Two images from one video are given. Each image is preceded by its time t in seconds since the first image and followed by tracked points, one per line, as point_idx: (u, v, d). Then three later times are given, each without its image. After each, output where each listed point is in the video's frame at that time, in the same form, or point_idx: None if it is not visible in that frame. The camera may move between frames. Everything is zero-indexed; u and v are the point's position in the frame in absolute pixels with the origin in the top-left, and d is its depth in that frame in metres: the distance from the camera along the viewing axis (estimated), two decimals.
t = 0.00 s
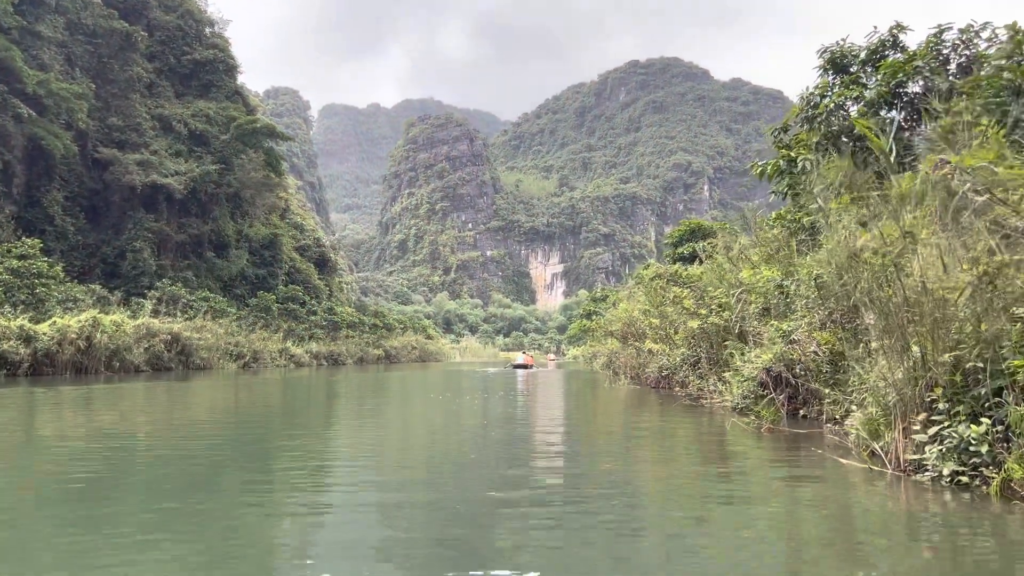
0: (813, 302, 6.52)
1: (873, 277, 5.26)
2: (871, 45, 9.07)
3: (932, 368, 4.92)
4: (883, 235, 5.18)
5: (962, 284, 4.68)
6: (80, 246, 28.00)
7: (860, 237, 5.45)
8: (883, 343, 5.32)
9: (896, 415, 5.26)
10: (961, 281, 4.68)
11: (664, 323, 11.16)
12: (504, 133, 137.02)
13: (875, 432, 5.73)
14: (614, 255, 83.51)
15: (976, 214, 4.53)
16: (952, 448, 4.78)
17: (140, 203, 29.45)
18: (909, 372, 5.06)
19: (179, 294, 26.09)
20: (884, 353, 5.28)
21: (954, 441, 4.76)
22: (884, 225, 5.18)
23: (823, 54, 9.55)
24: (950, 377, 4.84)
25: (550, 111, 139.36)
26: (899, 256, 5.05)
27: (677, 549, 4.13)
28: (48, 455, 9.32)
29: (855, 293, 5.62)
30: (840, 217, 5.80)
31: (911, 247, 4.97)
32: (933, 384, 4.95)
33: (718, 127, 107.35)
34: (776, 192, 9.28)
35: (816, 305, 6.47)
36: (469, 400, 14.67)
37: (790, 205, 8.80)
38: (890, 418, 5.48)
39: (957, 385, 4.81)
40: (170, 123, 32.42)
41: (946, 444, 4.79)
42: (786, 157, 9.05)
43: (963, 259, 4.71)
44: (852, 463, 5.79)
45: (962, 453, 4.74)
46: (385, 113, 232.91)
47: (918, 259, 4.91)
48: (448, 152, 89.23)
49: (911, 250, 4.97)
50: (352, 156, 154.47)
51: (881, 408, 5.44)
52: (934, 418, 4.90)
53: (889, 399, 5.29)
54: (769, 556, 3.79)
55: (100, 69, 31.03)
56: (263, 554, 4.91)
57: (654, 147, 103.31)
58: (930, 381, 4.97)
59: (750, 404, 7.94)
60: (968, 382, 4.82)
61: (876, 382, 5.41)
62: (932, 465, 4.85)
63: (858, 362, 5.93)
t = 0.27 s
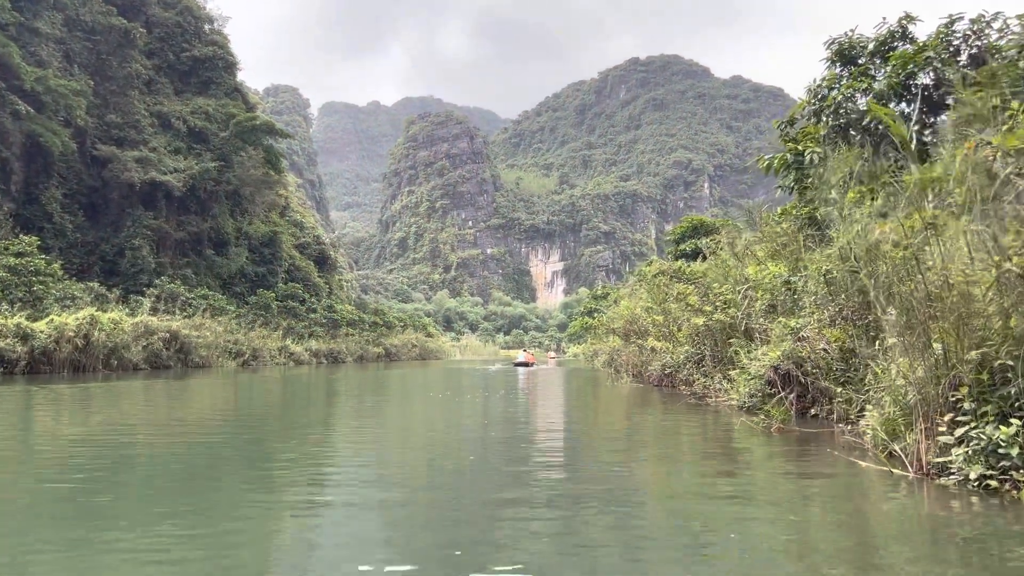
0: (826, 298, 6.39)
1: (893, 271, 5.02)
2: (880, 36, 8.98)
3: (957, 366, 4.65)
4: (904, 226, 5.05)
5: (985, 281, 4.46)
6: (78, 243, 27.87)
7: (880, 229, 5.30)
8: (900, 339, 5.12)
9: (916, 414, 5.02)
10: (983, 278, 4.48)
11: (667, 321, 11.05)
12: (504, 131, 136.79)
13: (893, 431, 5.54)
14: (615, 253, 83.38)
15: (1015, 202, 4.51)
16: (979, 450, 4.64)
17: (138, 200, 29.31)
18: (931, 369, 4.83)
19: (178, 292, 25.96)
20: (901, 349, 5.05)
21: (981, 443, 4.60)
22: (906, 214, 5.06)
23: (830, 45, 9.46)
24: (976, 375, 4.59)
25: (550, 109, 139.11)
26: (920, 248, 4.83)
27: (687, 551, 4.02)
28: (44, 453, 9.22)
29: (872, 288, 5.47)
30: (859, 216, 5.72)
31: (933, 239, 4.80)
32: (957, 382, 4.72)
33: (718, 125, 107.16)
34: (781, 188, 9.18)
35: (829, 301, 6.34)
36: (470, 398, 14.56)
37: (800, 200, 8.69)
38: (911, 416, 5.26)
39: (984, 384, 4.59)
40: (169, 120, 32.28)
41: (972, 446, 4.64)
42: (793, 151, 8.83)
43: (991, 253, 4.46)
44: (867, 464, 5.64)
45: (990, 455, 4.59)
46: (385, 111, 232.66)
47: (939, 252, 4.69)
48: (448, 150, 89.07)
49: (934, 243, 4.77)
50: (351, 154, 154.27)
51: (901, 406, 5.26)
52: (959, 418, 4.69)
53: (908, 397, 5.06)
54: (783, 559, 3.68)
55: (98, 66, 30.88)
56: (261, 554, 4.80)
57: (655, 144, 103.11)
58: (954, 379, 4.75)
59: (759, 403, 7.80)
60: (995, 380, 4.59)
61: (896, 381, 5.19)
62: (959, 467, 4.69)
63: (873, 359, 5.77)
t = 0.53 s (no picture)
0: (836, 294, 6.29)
1: (915, 265, 4.88)
2: (888, 27, 8.92)
3: (984, 365, 4.54)
4: (928, 220, 4.89)
5: None
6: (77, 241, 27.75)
7: (900, 222, 5.14)
8: (918, 338, 5.00)
9: (940, 414, 4.87)
10: None
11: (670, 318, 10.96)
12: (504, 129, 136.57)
13: (912, 431, 5.40)
14: (615, 251, 83.22)
15: None
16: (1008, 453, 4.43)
17: (137, 197, 29.18)
18: (955, 369, 4.70)
19: (177, 289, 25.85)
20: (921, 347, 4.92)
21: (1009, 446, 4.40)
22: (931, 207, 4.93)
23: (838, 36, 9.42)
24: (1003, 375, 4.47)
25: (550, 107, 138.87)
26: (943, 241, 4.71)
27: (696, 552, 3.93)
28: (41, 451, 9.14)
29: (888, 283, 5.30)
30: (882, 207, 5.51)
31: (962, 232, 4.64)
32: (983, 382, 4.58)
33: (719, 123, 106.97)
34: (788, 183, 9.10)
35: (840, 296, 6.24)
36: (470, 396, 14.47)
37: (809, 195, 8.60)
38: (932, 416, 5.11)
39: (1011, 384, 4.45)
40: (168, 117, 32.16)
41: (998, 448, 4.44)
42: (801, 144, 8.68)
43: None
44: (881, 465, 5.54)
45: (1019, 458, 4.39)
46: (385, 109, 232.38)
47: (965, 249, 4.56)
48: (448, 147, 88.92)
49: (963, 235, 4.63)
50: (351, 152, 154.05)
51: (922, 406, 5.10)
52: (985, 419, 4.53)
53: (931, 397, 4.91)
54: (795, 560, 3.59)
55: (97, 62, 30.75)
56: (262, 552, 4.71)
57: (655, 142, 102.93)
58: (978, 379, 4.62)
59: (767, 402, 7.70)
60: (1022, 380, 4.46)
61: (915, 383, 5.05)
62: (985, 470, 4.49)
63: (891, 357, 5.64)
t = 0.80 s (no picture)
0: (852, 290, 6.21)
1: (938, 258, 4.71)
2: (899, 18, 8.80)
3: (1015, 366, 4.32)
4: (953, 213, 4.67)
5: None
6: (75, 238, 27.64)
7: (925, 217, 4.99)
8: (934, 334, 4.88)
9: (965, 415, 4.59)
10: None
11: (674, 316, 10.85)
12: (505, 127, 136.28)
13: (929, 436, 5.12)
14: (616, 249, 83.00)
15: None
16: None
17: (136, 194, 29.07)
18: (983, 367, 4.42)
19: (175, 287, 25.71)
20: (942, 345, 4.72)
21: None
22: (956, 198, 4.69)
23: (846, 28, 9.30)
24: None
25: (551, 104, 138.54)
26: (963, 234, 4.54)
27: (703, 554, 3.84)
28: (39, 449, 9.05)
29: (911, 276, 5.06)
30: (899, 199, 5.39)
31: (984, 223, 4.45)
32: (1014, 381, 4.35)
33: (720, 120, 106.69)
34: (795, 176, 8.99)
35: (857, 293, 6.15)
36: (470, 393, 14.36)
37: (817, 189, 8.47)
38: (955, 418, 4.84)
39: None
40: (167, 114, 32.05)
41: None
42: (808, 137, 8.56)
43: None
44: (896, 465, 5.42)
45: None
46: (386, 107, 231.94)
47: (985, 241, 4.42)
48: (449, 145, 88.73)
49: (984, 228, 4.46)
50: (351, 150, 153.83)
51: (947, 408, 4.83)
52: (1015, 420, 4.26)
53: (954, 396, 4.64)
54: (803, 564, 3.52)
55: (96, 59, 30.62)
56: (260, 549, 4.63)
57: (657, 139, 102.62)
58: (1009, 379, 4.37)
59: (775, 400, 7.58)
60: None
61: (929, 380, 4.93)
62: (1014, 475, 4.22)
63: (912, 357, 5.38)
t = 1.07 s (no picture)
0: (863, 285, 6.13)
1: (966, 251, 4.43)
2: (909, 9, 8.69)
3: None
4: (979, 201, 4.37)
5: None
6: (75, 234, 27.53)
7: (949, 206, 4.59)
8: (949, 329, 4.76)
9: (988, 416, 4.48)
10: None
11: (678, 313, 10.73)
12: (505, 124, 136.06)
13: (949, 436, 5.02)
14: (616, 246, 82.86)
15: None
16: None
17: (136, 191, 28.96)
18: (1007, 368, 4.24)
19: (175, 283, 25.60)
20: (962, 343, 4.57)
21: None
22: (984, 189, 4.36)
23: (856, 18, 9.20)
24: None
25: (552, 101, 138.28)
26: (997, 226, 4.21)
27: (714, 554, 3.76)
28: (37, 446, 8.98)
29: (932, 264, 4.85)
30: (920, 190, 5.13)
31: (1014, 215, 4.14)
32: None
33: (721, 117, 106.48)
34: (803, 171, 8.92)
35: (868, 288, 6.07)
36: (470, 391, 14.28)
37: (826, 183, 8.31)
38: (978, 419, 4.72)
39: None
40: (167, 110, 31.94)
41: None
42: (818, 130, 8.40)
43: None
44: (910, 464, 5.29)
45: None
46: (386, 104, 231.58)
47: (1009, 231, 4.14)
48: (449, 142, 88.55)
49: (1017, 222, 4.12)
50: (352, 148, 153.56)
51: (970, 409, 4.70)
52: None
53: (977, 397, 4.52)
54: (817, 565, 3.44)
55: (95, 55, 30.49)
56: (258, 546, 4.53)
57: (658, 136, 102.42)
58: None
59: (783, 398, 7.46)
60: None
61: (942, 375, 4.81)
62: None
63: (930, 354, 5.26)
